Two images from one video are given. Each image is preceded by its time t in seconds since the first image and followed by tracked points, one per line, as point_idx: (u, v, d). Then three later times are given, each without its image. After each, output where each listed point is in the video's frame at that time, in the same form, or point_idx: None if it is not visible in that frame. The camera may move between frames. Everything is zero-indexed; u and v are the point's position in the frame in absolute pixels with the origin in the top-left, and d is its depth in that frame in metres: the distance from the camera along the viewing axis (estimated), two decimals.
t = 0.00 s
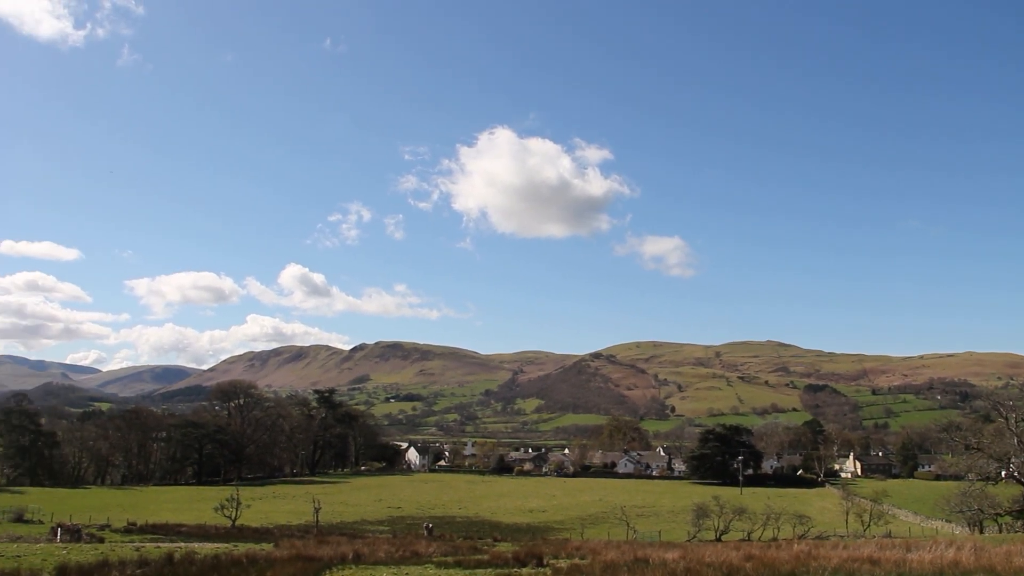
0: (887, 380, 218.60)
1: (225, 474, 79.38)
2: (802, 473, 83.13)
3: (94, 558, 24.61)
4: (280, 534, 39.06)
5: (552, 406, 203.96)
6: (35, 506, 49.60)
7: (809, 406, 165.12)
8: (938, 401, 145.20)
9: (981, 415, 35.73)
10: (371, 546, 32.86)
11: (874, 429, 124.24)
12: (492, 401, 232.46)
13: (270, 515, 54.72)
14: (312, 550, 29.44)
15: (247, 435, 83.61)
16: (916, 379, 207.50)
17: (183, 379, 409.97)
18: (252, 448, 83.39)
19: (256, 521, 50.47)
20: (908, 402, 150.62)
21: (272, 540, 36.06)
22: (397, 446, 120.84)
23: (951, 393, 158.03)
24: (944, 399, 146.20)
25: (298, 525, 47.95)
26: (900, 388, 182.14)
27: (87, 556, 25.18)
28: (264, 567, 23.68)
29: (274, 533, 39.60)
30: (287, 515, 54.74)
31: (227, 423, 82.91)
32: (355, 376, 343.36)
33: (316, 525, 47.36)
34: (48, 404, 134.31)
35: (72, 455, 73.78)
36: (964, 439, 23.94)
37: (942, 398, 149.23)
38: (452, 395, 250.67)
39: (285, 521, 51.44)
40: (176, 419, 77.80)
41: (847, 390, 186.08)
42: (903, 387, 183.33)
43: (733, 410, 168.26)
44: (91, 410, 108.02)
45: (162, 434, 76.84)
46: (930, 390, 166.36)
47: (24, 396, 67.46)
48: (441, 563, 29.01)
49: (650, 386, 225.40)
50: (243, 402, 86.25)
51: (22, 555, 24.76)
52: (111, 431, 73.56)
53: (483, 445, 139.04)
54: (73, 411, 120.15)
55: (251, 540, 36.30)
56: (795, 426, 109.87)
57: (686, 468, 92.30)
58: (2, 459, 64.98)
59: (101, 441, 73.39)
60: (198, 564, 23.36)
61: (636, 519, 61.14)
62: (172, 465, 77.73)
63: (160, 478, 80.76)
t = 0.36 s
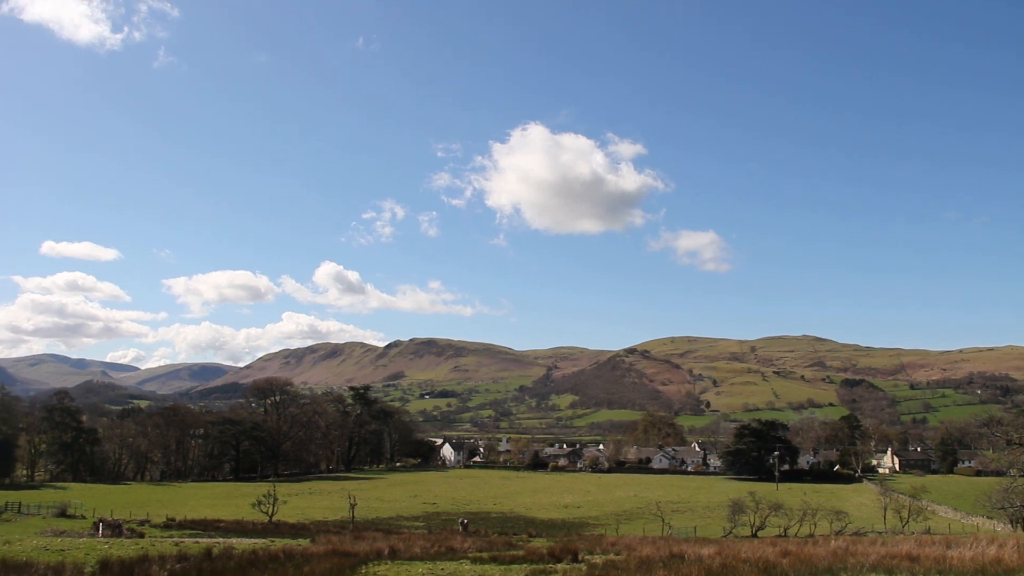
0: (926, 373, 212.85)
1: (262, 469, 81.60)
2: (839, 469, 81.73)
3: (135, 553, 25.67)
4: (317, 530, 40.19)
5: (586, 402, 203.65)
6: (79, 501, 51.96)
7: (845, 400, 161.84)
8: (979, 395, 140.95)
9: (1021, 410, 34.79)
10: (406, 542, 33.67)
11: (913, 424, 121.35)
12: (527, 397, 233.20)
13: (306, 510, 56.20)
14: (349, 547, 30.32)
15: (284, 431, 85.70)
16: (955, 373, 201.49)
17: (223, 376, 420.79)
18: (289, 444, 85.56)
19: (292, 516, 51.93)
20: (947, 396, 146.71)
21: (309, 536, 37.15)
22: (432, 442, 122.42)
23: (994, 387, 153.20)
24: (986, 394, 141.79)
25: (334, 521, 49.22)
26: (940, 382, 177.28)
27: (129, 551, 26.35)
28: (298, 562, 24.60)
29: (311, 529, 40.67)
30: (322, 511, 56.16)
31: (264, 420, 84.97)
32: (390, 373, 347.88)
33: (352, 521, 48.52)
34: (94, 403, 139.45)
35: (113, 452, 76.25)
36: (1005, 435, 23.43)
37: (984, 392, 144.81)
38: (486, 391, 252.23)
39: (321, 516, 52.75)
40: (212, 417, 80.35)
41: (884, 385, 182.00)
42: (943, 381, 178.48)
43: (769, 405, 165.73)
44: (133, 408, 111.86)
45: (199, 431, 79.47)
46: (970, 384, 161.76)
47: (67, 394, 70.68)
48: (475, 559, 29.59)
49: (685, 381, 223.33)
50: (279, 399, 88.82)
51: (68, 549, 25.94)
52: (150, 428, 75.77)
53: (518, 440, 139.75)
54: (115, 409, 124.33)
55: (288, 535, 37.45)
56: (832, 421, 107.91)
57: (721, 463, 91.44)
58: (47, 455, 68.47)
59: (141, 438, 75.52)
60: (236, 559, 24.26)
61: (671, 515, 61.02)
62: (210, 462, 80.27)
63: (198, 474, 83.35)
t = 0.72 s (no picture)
0: (960, 364, 207.58)
1: (293, 462, 83.56)
2: (870, 461, 80.46)
3: (168, 544, 26.76)
4: (347, 522, 41.16)
5: (616, 394, 203.08)
6: (115, 494, 53.97)
7: (877, 392, 158.83)
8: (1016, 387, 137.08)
9: None
10: (437, 534, 34.37)
11: (946, 416, 118.81)
12: (556, 390, 233.50)
13: (338, 503, 57.48)
14: (379, 538, 31.09)
15: (315, 424, 87.32)
16: (991, 364, 196.10)
17: (256, 370, 429.22)
18: (320, 437, 87.14)
19: (323, 509, 53.19)
20: (982, 388, 143.06)
21: (340, 528, 38.09)
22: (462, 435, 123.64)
23: None
24: None
25: (365, 513, 50.29)
26: (974, 373, 172.78)
27: (162, 542, 27.42)
28: (330, 554, 25.43)
29: (341, 521, 41.68)
30: (353, 504, 57.39)
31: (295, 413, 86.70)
32: (420, 366, 351.17)
33: (382, 513, 49.53)
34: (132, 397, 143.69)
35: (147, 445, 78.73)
36: None
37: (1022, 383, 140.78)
38: (515, 384, 253.27)
39: (351, 509, 53.92)
40: (243, 411, 82.52)
41: (916, 376, 178.30)
42: (978, 372, 173.86)
43: (799, 397, 163.34)
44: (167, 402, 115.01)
45: (231, 425, 81.55)
46: (1005, 375, 157.85)
47: (101, 389, 73.06)
48: (505, 551, 30.17)
49: (714, 373, 221.12)
50: (309, 392, 90.37)
51: (104, 541, 27.09)
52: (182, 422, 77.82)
53: (547, 433, 140.19)
54: (150, 403, 127.84)
55: (320, 527, 38.45)
56: (864, 413, 106.09)
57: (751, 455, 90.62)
58: (83, 447, 70.99)
59: (172, 431, 77.55)
60: (268, 551, 25.18)
61: (702, 507, 60.81)
62: (241, 455, 82.59)
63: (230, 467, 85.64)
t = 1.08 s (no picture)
0: (1011, 357, 199.70)
1: (334, 458, 85.80)
2: (915, 456, 78.50)
3: (212, 539, 28.01)
4: (388, 518, 42.40)
5: (655, 389, 201.51)
6: (160, 489, 56.59)
7: (921, 386, 154.19)
8: None
9: None
10: (477, 530, 35.25)
11: (995, 410, 114.84)
12: (596, 384, 233.04)
13: (379, 498, 59.05)
14: (420, 534, 32.03)
15: (355, 420, 89.41)
16: None
17: (298, 366, 439.29)
18: (361, 433, 89.18)
19: (365, 504, 54.77)
20: None
21: (381, 524, 39.29)
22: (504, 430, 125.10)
23: None
24: None
25: (405, 509, 51.59)
26: None
27: (206, 537, 28.70)
28: (372, 549, 26.46)
29: (382, 516, 42.95)
30: (394, 499, 58.87)
31: (336, 409, 88.94)
32: (459, 362, 354.45)
33: (423, 508, 50.75)
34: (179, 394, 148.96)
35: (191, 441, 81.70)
36: None
37: None
38: (555, 379, 253.74)
39: (392, 504, 55.32)
40: (284, 407, 84.94)
41: (963, 369, 172.63)
42: None
43: (841, 390, 159.75)
44: (212, 398, 118.85)
45: (273, 421, 84.29)
46: None
47: (146, 386, 75.88)
48: (546, 546, 30.83)
49: (755, 366, 217.44)
50: (350, 388, 92.77)
51: (151, 535, 28.50)
52: (226, 418, 80.59)
53: (587, 428, 140.30)
54: (195, 399, 132.31)
55: (361, 522, 39.78)
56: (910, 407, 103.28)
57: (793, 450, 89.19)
58: (129, 444, 73.92)
59: (216, 428, 80.07)
60: (310, 545, 26.30)
61: (743, 503, 60.31)
62: (284, 451, 84.97)
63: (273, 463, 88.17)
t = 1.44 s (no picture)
0: None
1: (376, 452, 87.90)
2: (961, 449, 76.27)
3: (256, 532, 29.23)
4: (429, 511, 43.67)
5: (696, 382, 199.30)
6: (204, 482, 59.13)
7: (968, 377, 149.03)
8: None
9: None
10: (519, 523, 36.07)
11: None
12: (637, 377, 231.76)
13: (421, 492, 60.55)
14: (461, 527, 32.95)
15: (396, 414, 91.43)
16: None
17: (339, 360, 448.01)
18: (402, 427, 91.19)
19: (407, 498, 56.25)
20: None
21: (423, 517, 40.53)
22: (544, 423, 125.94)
23: None
24: None
25: (447, 502, 52.80)
26: None
27: (250, 530, 30.01)
28: (413, 542, 27.49)
29: (424, 510, 44.16)
30: (436, 492, 60.22)
31: (376, 403, 91.12)
32: (499, 356, 356.67)
33: (464, 502, 51.88)
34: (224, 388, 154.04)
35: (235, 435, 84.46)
36: None
37: None
38: (595, 372, 253.40)
39: (435, 498, 56.66)
40: (325, 402, 87.52)
41: (1012, 361, 166.30)
42: None
43: (884, 383, 155.52)
44: (255, 393, 122.60)
45: (315, 415, 86.95)
46: None
47: (190, 382, 78.61)
48: (588, 539, 31.44)
49: (797, 359, 212.95)
50: (390, 381, 94.71)
51: (197, 527, 30.05)
52: (269, 413, 83.41)
53: (627, 421, 139.80)
54: (239, 394, 136.77)
55: (403, 516, 41.08)
56: (957, 399, 100.07)
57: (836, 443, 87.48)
58: (173, 438, 76.56)
59: (259, 422, 82.71)
60: (352, 538, 27.48)
61: (785, 496, 59.60)
62: (326, 445, 87.35)
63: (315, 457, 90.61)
